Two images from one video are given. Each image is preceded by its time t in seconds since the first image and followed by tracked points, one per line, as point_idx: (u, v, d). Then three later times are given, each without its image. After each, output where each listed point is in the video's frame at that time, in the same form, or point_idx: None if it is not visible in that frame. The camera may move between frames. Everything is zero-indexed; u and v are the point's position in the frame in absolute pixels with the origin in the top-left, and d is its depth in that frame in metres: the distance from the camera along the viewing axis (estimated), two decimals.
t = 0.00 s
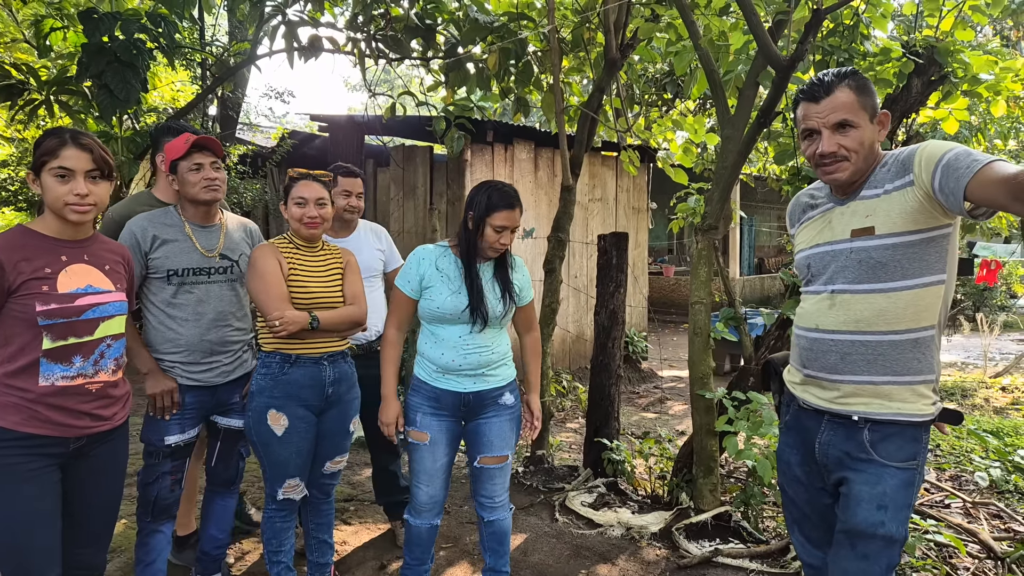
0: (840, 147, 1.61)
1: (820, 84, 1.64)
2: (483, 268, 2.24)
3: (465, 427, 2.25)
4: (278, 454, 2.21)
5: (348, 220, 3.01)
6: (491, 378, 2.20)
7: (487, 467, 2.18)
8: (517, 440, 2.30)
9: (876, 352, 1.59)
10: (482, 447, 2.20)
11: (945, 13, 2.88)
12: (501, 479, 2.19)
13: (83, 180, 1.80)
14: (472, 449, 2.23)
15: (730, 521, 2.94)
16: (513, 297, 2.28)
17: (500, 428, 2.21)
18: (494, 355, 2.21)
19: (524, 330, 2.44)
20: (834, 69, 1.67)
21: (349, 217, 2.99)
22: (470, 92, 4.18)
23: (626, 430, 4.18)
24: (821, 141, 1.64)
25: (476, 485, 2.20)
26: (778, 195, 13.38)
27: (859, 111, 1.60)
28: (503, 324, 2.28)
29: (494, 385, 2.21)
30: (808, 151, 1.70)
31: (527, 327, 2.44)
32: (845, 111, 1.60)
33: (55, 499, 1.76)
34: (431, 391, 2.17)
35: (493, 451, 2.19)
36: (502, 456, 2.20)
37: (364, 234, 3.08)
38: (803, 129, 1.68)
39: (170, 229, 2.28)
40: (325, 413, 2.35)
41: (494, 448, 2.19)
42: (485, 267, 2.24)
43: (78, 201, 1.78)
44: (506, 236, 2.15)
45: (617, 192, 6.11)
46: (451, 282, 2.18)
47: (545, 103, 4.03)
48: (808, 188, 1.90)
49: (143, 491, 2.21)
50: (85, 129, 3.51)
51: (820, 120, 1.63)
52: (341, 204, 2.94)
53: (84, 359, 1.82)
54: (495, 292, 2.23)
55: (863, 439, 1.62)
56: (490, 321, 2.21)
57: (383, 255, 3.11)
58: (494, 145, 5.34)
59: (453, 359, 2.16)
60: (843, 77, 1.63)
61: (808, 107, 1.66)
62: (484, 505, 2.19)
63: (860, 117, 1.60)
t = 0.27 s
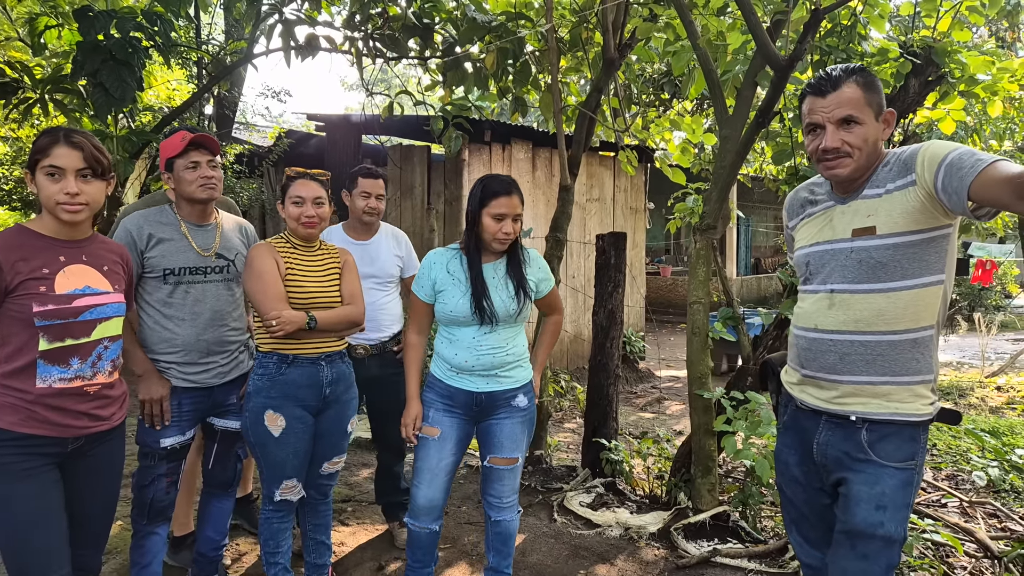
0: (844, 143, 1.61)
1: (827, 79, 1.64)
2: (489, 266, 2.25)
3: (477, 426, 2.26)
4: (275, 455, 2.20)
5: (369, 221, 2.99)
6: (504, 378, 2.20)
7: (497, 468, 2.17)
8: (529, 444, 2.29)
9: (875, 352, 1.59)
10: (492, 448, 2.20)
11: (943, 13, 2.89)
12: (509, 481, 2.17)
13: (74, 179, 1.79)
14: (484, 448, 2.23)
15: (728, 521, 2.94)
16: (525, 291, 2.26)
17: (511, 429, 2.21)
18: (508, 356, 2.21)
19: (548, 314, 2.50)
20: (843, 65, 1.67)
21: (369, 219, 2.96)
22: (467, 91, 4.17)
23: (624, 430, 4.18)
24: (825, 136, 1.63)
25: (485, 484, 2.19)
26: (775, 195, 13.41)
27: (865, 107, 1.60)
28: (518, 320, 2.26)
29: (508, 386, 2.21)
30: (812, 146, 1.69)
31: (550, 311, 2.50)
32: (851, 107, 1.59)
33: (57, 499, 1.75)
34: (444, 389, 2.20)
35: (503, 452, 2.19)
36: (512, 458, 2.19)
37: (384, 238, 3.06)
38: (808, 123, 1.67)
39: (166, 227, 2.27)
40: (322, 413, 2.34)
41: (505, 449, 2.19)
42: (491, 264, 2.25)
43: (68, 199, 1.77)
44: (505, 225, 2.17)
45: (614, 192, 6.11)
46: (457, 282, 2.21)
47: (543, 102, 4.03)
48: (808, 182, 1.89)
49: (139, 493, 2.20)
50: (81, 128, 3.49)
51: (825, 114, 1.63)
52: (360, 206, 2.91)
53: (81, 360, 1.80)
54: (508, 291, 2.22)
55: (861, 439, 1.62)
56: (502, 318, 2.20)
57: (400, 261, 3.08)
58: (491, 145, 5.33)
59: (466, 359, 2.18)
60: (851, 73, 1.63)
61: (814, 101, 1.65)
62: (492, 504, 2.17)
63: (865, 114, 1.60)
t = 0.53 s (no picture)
0: (843, 145, 1.60)
1: (830, 80, 1.63)
2: (485, 268, 2.24)
3: (475, 429, 2.24)
4: (270, 459, 2.19)
5: (382, 224, 2.97)
6: (500, 382, 2.18)
7: (494, 471, 2.16)
8: (528, 448, 2.27)
9: (870, 358, 1.58)
10: (489, 451, 2.19)
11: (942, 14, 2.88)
12: (507, 484, 2.16)
13: (68, 183, 1.77)
14: (481, 452, 2.23)
15: (725, 524, 2.93)
16: (522, 294, 2.23)
17: (510, 432, 2.19)
18: (503, 360, 2.19)
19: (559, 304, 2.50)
20: (849, 66, 1.66)
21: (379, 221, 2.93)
22: (464, 92, 4.16)
23: (622, 432, 4.17)
24: (824, 137, 1.63)
25: (483, 487, 2.18)
26: (773, 195, 13.41)
27: (866, 110, 1.59)
28: (514, 323, 2.23)
29: (504, 389, 2.19)
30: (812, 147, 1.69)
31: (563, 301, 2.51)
32: (851, 108, 1.58)
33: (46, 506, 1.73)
34: (442, 391, 2.20)
35: (499, 456, 2.18)
36: (509, 463, 2.17)
37: (399, 243, 3.02)
38: (809, 123, 1.67)
39: (158, 231, 2.26)
40: (318, 416, 2.33)
41: (501, 453, 2.18)
42: (487, 267, 2.24)
43: (62, 203, 1.75)
44: (492, 222, 2.17)
45: (612, 193, 6.10)
46: (451, 284, 2.21)
47: (540, 103, 4.01)
48: (808, 181, 1.88)
49: (134, 497, 2.18)
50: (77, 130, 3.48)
51: (825, 115, 1.62)
52: (370, 206, 2.90)
53: (76, 365, 1.79)
54: (502, 293, 2.20)
55: (856, 445, 1.61)
56: (495, 320, 2.18)
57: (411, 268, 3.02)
58: (488, 145, 5.33)
59: (462, 362, 2.17)
60: (855, 74, 1.62)
61: (816, 102, 1.65)
62: (490, 508, 2.16)
63: (866, 116, 1.59)
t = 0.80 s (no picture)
0: (835, 137, 1.58)
1: (834, 75, 1.62)
2: (468, 269, 2.23)
3: (468, 429, 2.23)
4: (269, 460, 2.17)
5: (388, 225, 2.95)
6: (488, 383, 2.17)
7: (486, 473, 2.15)
8: (519, 450, 2.24)
9: (868, 360, 1.57)
10: (480, 452, 2.18)
11: (943, 12, 2.86)
12: (500, 486, 2.16)
13: (90, 183, 1.79)
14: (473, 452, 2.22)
15: (725, 525, 2.91)
16: (504, 292, 2.18)
17: (500, 433, 2.17)
18: (490, 361, 2.17)
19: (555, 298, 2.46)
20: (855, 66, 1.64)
21: (384, 220, 2.91)
22: (462, 92, 4.14)
23: (621, 433, 4.15)
24: (819, 129, 1.62)
25: (475, 488, 2.18)
26: (773, 195, 13.39)
27: (865, 106, 1.57)
28: (498, 322, 2.20)
29: (491, 390, 2.17)
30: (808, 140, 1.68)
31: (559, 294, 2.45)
32: (849, 103, 1.57)
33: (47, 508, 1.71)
34: (432, 391, 2.21)
35: (490, 457, 2.16)
36: (500, 464, 2.16)
37: (405, 245, 2.99)
38: (808, 115, 1.66)
39: (155, 233, 2.25)
40: (317, 418, 2.31)
41: (492, 455, 2.16)
42: (470, 267, 2.23)
43: (84, 203, 1.76)
44: (467, 219, 2.18)
45: (611, 193, 6.09)
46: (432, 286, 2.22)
47: (538, 103, 3.99)
48: (808, 181, 1.86)
49: (134, 498, 2.17)
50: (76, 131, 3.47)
51: (823, 107, 1.61)
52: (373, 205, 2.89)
53: (77, 368, 1.78)
54: (485, 294, 2.17)
55: (853, 447, 1.59)
56: (476, 320, 2.16)
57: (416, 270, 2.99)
58: (487, 145, 5.31)
59: (448, 363, 2.17)
60: (860, 71, 1.60)
61: (817, 95, 1.64)
62: (484, 510, 2.17)
63: (864, 111, 1.57)
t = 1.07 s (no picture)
0: (836, 145, 1.56)
1: (835, 80, 1.59)
2: (448, 273, 2.21)
3: (461, 433, 2.20)
4: (268, 465, 2.15)
5: (385, 224, 2.93)
6: (476, 387, 2.14)
7: (479, 476, 2.13)
8: (513, 451, 2.21)
9: (870, 367, 1.54)
10: (473, 455, 2.15)
11: (950, 11, 2.83)
12: (493, 490, 2.13)
13: (104, 190, 1.79)
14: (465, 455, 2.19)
15: (727, 530, 2.89)
16: (484, 296, 2.15)
17: (490, 436, 2.14)
18: (477, 364, 2.14)
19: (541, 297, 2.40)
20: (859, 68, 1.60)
21: (379, 219, 2.90)
22: (463, 93, 4.12)
23: (621, 436, 4.13)
24: (820, 136, 1.59)
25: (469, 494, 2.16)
26: (775, 194, 13.35)
27: (867, 112, 1.53)
28: (480, 326, 2.17)
29: (480, 394, 2.14)
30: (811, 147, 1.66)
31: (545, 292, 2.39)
32: (849, 109, 1.54)
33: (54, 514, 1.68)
34: (423, 395, 2.20)
35: (482, 459, 2.13)
36: (493, 467, 2.13)
37: (401, 244, 2.98)
38: (810, 121, 1.63)
39: (156, 237, 2.21)
40: (318, 422, 2.29)
41: (483, 456, 2.13)
42: (450, 272, 2.21)
43: (103, 211, 1.76)
44: (445, 221, 2.16)
45: (612, 193, 6.06)
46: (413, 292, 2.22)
47: (539, 104, 3.96)
48: (813, 183, 1.83)
49: (134, 503, 2.15)
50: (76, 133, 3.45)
51: (823, 115, 1.58)
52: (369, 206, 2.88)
53: (86, 373, 1.75)
54: (465, 298, 2.15)
55: (857, 457, 1.56)
56: (457, 325, 2.14)
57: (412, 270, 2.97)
58: (488, 146, 5.29)
59: (435, 368, 2.16)
60: (863, 75, 1.56)
61: (818, 101, 1.61)
62: (478, 516, 2.14)
63: (865, 117, 1.53)
